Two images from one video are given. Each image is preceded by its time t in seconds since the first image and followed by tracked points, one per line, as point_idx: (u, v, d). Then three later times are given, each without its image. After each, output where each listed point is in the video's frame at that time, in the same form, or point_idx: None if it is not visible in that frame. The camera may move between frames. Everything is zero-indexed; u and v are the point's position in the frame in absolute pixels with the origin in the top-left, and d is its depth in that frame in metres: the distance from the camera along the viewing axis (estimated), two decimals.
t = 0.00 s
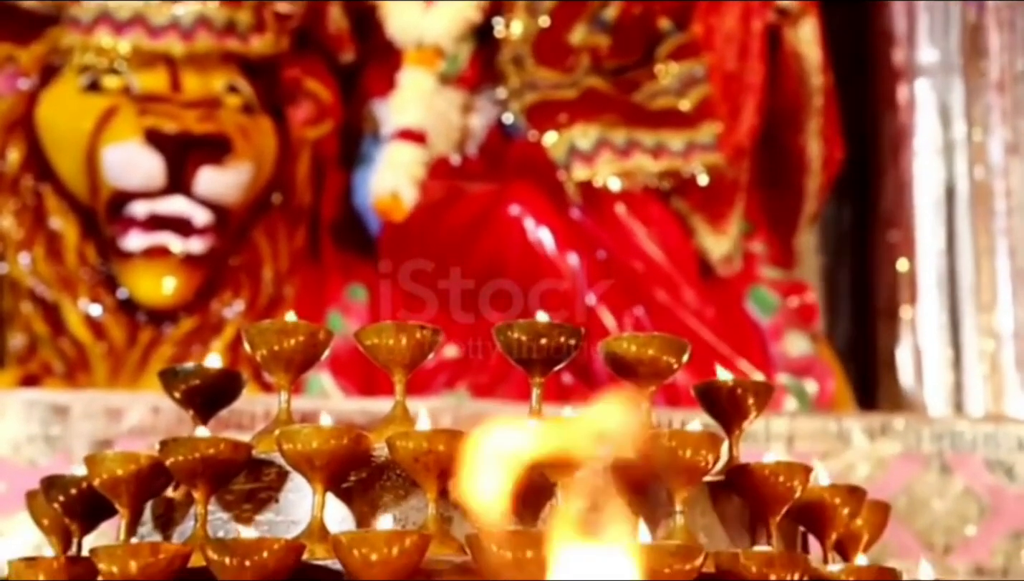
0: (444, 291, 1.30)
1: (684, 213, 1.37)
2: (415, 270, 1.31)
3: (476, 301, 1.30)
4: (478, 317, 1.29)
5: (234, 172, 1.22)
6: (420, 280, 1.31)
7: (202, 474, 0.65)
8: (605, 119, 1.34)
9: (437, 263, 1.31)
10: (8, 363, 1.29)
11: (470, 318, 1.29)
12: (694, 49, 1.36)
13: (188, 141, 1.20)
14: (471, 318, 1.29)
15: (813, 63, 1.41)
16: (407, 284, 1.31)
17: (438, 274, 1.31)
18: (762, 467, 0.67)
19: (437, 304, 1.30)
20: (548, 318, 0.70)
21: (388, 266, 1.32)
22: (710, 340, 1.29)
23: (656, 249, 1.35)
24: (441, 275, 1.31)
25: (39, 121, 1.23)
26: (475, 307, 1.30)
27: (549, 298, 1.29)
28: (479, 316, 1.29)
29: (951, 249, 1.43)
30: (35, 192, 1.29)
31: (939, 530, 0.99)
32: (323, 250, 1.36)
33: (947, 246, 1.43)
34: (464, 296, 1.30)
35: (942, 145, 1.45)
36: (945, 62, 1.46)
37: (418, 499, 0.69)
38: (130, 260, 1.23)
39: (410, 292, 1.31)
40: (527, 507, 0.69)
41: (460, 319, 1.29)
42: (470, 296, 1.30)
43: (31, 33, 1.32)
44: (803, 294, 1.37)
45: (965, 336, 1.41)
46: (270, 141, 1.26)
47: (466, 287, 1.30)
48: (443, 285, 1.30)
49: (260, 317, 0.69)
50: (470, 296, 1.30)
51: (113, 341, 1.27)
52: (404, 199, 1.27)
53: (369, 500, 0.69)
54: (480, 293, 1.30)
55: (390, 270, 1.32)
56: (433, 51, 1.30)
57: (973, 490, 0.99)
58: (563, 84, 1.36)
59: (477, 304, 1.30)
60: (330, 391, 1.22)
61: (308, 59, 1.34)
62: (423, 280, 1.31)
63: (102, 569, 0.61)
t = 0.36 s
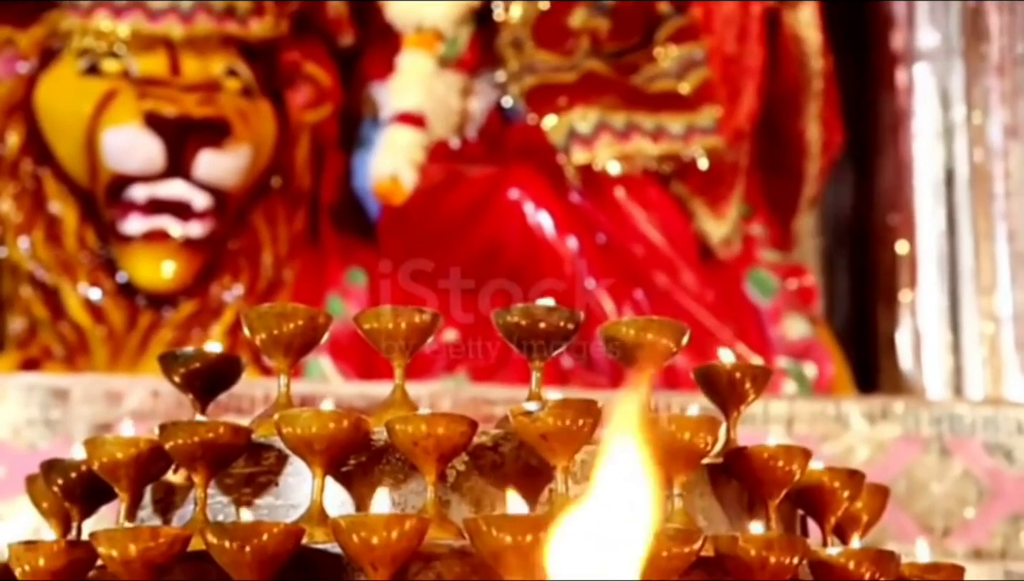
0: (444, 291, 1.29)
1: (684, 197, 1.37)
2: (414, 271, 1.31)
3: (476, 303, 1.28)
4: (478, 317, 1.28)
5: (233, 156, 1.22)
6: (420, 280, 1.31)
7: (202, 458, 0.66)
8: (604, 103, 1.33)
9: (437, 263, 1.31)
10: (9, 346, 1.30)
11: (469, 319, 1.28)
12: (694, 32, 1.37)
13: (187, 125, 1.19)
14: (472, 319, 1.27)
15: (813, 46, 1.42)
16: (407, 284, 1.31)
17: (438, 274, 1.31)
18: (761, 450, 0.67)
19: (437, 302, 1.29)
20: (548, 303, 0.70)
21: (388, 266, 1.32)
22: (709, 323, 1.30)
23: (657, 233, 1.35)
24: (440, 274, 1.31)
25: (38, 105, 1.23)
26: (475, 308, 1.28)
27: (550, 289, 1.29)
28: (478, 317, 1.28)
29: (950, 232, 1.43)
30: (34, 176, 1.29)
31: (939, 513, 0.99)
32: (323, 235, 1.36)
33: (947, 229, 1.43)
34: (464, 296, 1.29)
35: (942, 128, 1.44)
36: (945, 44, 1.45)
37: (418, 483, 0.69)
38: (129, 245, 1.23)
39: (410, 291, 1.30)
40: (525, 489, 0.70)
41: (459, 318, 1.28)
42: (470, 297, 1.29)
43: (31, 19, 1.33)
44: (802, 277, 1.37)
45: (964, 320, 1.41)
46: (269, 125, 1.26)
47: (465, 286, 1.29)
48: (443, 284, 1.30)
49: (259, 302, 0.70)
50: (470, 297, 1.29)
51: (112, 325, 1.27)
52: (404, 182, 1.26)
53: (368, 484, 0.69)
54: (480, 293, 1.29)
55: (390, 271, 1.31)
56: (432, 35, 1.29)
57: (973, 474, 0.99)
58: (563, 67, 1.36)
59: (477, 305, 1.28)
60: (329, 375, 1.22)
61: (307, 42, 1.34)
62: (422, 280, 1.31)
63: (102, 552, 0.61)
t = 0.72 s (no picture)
0: (444, 290, 1.29)
1: (684, 183, 1.37)
2: (414, 270, 1.31)
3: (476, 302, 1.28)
4: (479, 317, 1.28)
5: (233, 143, 1.22)
6: (419, 280, 1.31)
7: (202, 446, 0.66)
8: (604, 90, 1.34)
9: (437, 263, 1.31)
10: (8, 334, 1.30)
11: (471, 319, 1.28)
12: (693, 20, 1.36)
13: (186, 112, 1.19)
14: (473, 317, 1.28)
15: (812, 32, 1.42)
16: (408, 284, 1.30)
17: (438, 273, 1.31)
18: (760, 437, 0.68)
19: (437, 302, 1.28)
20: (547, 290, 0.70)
21: (389, 266, 1.31)
22: (710, 310, 1.30)
23: (655, 219, 1.35)
24: (440, 275, 1.31)
25: (38, 92, 1.23)
26: (476, 307, 1.28)
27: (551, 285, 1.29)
28: (480, 317, 1.28)
29: (950, 217, 1.43)
30: (34, 163, 1.29)
31: (938, 498, 0.99)
32: (323, 221, 1.36)
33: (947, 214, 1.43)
34: (464, 295, 1.29)
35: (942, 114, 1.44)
36: (944, 30, 1.45)
37: (417, 471, 0.69)
38: (129, 232, 1.23)
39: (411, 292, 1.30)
40: (524, 478, 0.70)
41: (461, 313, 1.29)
42: (470, 296, 1.29)
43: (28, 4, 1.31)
44: (802, 264, 1.37)
45: (964, 305, 1.41)
46: (269, 111, 1.26)
47: (466, 285, 1.29)
48: (443, 284, 1.30)
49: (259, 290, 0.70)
50: (470, 296, 1.29)
51: (113, 312, 1.27)
52: (403, 169, 1.27)
53: (368, 471, 0.69)
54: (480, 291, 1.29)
55: (390, 271, 1.31)
56: (432, 22, 1.29)
57: (972, 459, 0.99)
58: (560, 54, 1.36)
59: (477, 305, 1.28)
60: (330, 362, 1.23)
61: (306, 29, 1.34)
62: (422, 280, 1.30)
63: (102, 539, 0.62)
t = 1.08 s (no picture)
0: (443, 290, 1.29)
1: (685, 171, 1.38)
2: (414, 270, 1.32)
3: (476, 301, 1.29)
4: (479, 318, 1.29)
5: (234, 131, 1.21)
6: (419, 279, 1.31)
7: (204, 433, 0.66)
8: (605, 77, 1.34)
9: (439, 255, 1.32)
10: (10, 321, 1.30)
11: (471, 320, 1.29)
12: (694, 7, 1.36)
13: (186, 100, 1.19)
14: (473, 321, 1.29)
15: (814, 20, 1.41)
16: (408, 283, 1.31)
17: (438, 273, 1.31)
18: (761, 425, 0.67)
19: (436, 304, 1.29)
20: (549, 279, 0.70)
21: (388, 266, 1.32)
22: (711, 298, 1.30)
23: (656, 207, 1.35)
24: (440, 274, 1.31)
25: (39, 78, 1.23)
26: (475, 307, 1.29)
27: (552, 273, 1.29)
28: (480, 318, 1.29)
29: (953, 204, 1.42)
30: (34, 150, 1.29)
31: (939, 486, 0.99)
32: (324, 208, 1.36)
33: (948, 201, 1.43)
34: (464, 294, 1.30)
35: (943, 102, 1.44)
36: (946, 18, 1.45)
37: (418, 458, 0.69)
38: (130, 220, 1.24)
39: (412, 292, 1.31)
40: (526, 466, 0.70)
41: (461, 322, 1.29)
42: (470, 295, 1.29)
43: None
44: (803, 252, 1.37)
45: (966, 293, 1.41)
46: (269, 99, 1.25)
47: (466, 284, 1.30)
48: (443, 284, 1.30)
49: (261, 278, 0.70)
50: (470, 295, 1.30)
51: (114, 300, 1.27)
52: (404, 156, 1.26)
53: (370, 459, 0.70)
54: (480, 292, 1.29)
55: (390, 270, 1.32)
56: (433, 10, 1.29)
57: (972, 447, 1.00)
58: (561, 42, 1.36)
59: (477, 305, 1.29)
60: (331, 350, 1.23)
61: (307, 17, 1.34)
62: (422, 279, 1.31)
63: (104, 526, 0.63)
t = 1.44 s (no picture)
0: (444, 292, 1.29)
1: (684, 159, 1.38)
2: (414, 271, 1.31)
3: (477, 301, 1.29)
4: (478, 318, 1.29)
5: (233, 119, 1.21)
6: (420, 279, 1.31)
7: (204, 422, 0.66)
8: (603, 66, 1.34)
9: (440, 244, 1.32)
10: (10, 309, 1.31)
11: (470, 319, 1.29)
12: None
13: (187, 88, 1.19)
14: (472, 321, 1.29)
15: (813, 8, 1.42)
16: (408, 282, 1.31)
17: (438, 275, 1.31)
18: (761, 414, 0.67)
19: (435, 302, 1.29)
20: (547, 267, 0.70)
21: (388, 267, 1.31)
22: (711, 287, 1.29)
23: (656, 196, 1.35)
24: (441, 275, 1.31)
25: (38, 67, 1.23)
26: (475, 307, 1.29)
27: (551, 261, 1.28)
28: (478, 318, 1.29)
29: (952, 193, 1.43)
30: (34, 139, 1.29)
31: (937, 473, 0.99)
32: (324, 197, 1.37)
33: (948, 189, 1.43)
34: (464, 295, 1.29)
35: (942, 90, 1.44)
36: (945, 6, 1.44)
37: (418, 447, 0.69)
38: (129, 209, 1.23)
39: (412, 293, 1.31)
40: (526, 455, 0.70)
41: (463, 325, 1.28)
42: (470, 296, 1.29)
43: None
44: (803, 240, 1.37)
45: (965, 282, 1.41)
46: (268, 88, 1.25)
47: (466, 285, 1.29)
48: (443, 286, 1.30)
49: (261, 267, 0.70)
50: (471, 296, 1.29)
51: (113, 289, 1.27)
52: (404, 145, 1.26)
53: (370, 449, 0.70)
54: (480, 292, 1.29)
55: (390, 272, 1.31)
56: None
57: (971, 435, 0.99)
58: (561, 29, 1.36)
59: (477, 304, 1.29)
60: (330, 339, 1.23)
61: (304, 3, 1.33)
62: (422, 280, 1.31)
63: (104, 515, 0.63)
